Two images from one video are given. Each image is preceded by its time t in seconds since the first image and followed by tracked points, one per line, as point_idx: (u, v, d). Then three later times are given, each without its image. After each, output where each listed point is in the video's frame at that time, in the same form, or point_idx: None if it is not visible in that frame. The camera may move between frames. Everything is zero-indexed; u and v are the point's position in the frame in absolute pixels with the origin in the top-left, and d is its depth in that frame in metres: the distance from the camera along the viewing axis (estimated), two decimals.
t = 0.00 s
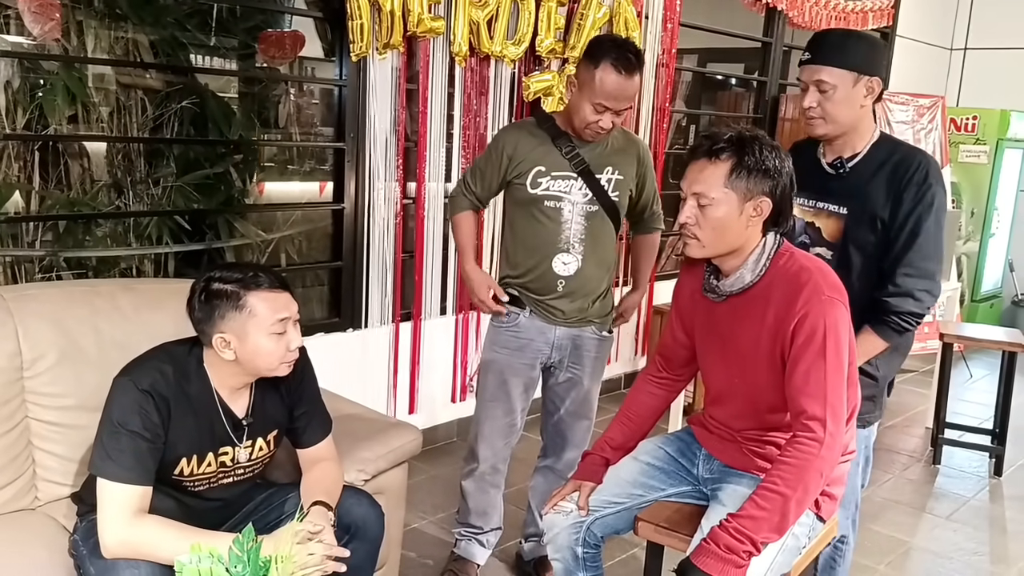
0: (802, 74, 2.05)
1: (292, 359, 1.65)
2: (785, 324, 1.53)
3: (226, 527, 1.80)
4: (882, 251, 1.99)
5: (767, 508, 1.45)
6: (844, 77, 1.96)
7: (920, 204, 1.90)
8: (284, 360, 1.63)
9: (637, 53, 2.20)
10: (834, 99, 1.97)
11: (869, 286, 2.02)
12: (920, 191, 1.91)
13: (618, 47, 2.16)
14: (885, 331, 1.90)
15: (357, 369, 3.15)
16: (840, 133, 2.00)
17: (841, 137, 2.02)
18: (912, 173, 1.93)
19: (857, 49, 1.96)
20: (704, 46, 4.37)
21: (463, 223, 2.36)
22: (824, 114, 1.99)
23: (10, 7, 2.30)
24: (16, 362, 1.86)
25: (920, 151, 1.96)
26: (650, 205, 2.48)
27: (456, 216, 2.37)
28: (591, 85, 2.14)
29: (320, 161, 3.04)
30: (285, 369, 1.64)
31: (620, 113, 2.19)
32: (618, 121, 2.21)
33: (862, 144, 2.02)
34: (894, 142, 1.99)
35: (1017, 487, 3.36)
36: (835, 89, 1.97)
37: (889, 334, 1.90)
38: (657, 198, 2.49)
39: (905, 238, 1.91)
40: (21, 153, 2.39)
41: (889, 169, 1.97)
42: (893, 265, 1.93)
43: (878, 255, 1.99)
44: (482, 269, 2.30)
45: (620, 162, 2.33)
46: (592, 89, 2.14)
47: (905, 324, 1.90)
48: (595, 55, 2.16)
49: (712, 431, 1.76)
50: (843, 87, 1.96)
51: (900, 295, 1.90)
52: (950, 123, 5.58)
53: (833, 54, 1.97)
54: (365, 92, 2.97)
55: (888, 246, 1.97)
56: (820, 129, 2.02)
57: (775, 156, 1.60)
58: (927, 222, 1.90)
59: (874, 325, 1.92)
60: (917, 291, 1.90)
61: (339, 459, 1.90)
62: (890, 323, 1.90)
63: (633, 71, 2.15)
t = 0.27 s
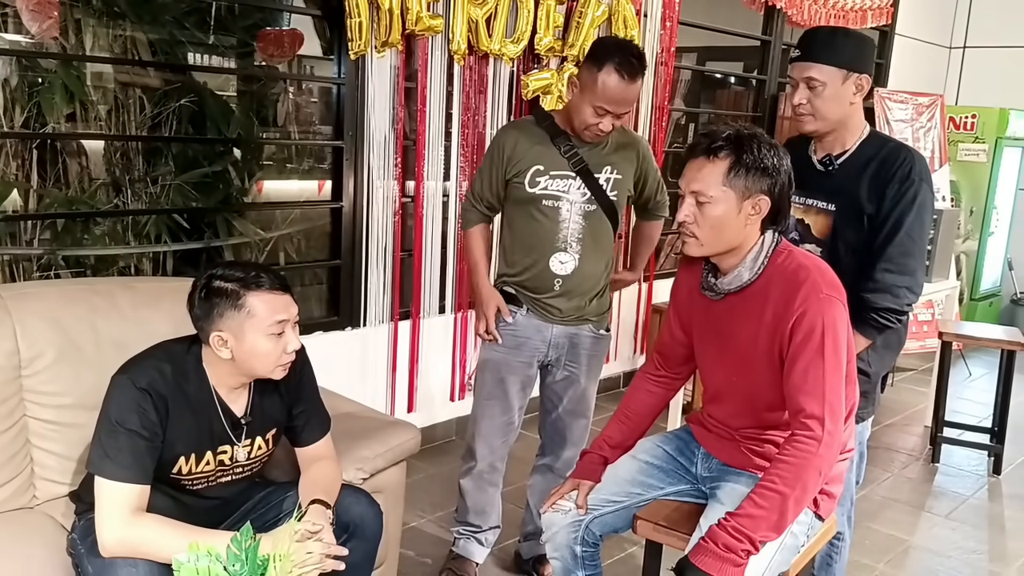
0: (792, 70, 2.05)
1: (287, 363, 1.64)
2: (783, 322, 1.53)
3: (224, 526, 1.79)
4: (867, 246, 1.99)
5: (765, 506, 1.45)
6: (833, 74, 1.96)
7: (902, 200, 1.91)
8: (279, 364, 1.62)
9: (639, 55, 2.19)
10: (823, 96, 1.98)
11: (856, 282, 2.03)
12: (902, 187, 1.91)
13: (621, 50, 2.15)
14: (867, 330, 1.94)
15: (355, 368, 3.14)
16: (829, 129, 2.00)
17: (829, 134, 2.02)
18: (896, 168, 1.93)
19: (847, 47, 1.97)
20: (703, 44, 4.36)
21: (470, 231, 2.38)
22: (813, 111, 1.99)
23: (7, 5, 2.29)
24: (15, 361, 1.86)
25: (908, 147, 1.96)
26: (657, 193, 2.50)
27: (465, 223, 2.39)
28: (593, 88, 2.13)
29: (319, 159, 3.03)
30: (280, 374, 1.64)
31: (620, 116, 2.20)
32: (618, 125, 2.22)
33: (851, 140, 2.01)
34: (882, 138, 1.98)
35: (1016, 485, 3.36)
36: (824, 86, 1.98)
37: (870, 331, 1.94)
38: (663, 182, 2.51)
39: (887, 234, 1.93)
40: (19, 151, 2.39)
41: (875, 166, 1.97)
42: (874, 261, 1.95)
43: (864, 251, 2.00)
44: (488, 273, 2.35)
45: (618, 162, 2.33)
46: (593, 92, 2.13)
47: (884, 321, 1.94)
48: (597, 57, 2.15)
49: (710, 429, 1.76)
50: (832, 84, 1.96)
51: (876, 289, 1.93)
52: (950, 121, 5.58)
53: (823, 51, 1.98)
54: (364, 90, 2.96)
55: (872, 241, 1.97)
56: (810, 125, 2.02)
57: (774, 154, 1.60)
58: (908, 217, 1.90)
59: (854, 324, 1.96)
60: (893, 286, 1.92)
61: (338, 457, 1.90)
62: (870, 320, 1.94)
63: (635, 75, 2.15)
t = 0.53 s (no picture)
0: (785, 70, 2.04)
1: (286, 362, 1.64)
2: (784, 321, 1.53)
3: (224, 525, 1.79)
4: (862, 241, 1.99)
5: (766, 506, 1.45)
6: (826, 73, 1.95)
7: (898, 197, 1.91)
8: (278, 364, 1.62)
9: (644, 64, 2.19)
10: (817, 96, 1.97)
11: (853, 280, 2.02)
12: (899, 184, 1.92)
13: (626, 59, 2.14)
14: (867, 327, 1.94)
15: (355, 367, 3.14)
16: (824, 128, 2.00)
17: (824, 133, 2.02)
18: (893, 165, 1.93)
19: (840, 46, 1.96)
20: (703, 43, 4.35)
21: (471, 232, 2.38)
22: (808, 110, 1.99)
23: (6, 3, 2.29)
24: (14, 360, 1.85)
25: (903, 144, 1.96)
26: (662, 190, 2.51)
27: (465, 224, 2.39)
28: (596, 95, 2.13)
29: (319, 158, 3.02)
30: (279, 372, 1.63)
31: (621, 124, 2.19)
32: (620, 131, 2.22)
33: (846, 137, 2.01)
34: (878, 134, 1.98)
35: (1017, 484, 3.36)
36: (818, 86, 1.97)
37: (870, 329, 1.94)
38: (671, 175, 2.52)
39: (884, 230, 1.93)
40: (18, 150, 2.39)
41: (872, 163, 1.97)
42: (871, 257, 1.95)
43: (861, 248, 1.99)
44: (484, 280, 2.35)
45: (619, 163, 2.33)
46: (596, 99, 2.13)
47: (884, 318, 1.93)
48: (603, 64, 2.14)
49: (710, 429, 1.76)
50: (826, 83, 1.96)
51: (872, 285, 1.93)
52: (950, 120, 5.57)
53: (815, 49, 1.96)
54: (363, 89, 2.96)
55: (868, 238, 1.97)
56: (804, 124, 2.01)
57: (774, 153, 1.60)
58: (905, 213, 1.91)
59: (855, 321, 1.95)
60: (888, 282, 1.92)
61: (338, 457, 1.90)
62: (868, 317, 1.93)
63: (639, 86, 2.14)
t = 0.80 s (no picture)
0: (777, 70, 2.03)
1: (284, 369, 1.63)
2: (783, 320, 1.53)
3: (223, 524, 1.79)
4: (863, 239, 1.99)
5: (764, 505, 1.45)
6: (819, 73, 1.94)
7: (898, 194, 1.91)
8: (276, 370, 1.61)
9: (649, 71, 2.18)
10: (811, 95, 1.96)
11: (853, 277, 2.03)
12: (898, 182, 1.91)
13: (632, 67, 2.14)
14: (887, 329, 1.93)
15: (354, 365, 3.14)
16: (818, 127, 2.00)
17: (818, 132, 2.02)
18: (891, 162, 1.93)
19: (833, 47, 1.95)
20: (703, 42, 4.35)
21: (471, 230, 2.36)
22: (802, 111, 1.98)
23: (5, 1, 2.28)
24: (13, 358, 1.86)
25: (899, 141, 1.96)
26: (663, 190, 2.52)
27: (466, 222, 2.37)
28: (599, 100, 2.13)
29: (318, 157, 3.02)
30: (275, 379, 1.63)
31: (622, 130, 2.21)
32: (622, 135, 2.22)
33: (841, 135, 2.01)
34: (874, 132, 1.99)
35: (1015, 483, 3.36)
36: (811, 85, 1.96)
37: (889, 330, 1.93)
38: (671, 177, 2.53)
39: (887, 228, 1.92)
40: (17, 148, 2.39)
41: (869, 160, 1.97)
42: (879, 257, 1.94)
43: (861, 246, 2.00)
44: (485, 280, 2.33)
45: (620, 164, 2.33)
46: (600, 104, 2.14)
47: (900, 316, 1.93)
48: (609, 70, 2.14)
49: (709, 427, 1.76)
50: (819, 82, 1.95)
51: (886, 286, 1.92)
52: (949, 119, 5.57)
53: (806, 49, 1.96)
54: (362, 87, 2.95)
55: (869, 235, 1.97)
56: (797, 124, 2.01)
57: (772, 152, 1.60)
58: (907, 212, 1.91)
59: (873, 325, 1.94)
60: (902, 280, 1.92)
61: (337, 455, 1.90)
62: (884, 318, 1.93)
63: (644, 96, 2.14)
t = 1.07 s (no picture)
0: (772, 70, 2.02)
1: (289, 371, 1.63)
2: (782, 318, 1.53)
3: (221, 523, 1.79)
4: (868, 236, 1.99)
5: (763, 503, 1.45)
6: (814, 71, 1.94)
7: (903, 192, 1.91)
8: (281, 372, 1.61)
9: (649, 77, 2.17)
10: (807, 95, 1.96)
11: (856, 276, 2.02)
12: (902, 179, 1.92)
13: (633, 71, 2.13)
14: (910, 325, 1.92)
15: (353, 364, 3.14)
16: (815, 126, 2.00)
17: (814, 131, 2.02)
18: (892, 160, 1.93)
19: (828, 45, 1.94)
20: (702, 40, 4.35)
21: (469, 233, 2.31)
22: (798, 110, 1.98)
23: None
24: (11, 357, 1.85)
25: (896, 139, 1.97)
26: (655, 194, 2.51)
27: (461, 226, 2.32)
28: (598, 103, 2.13)
29: (317, 155, 3.01)
30: (279, 381, 1.62)
31: (621, 132, 2.21)
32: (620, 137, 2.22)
33: (839, 133, 2.01)
34: (872, 130, 1.99)
35: (1013, 481, 3.37)
36: (807, 84, 1.95)
37: (910, 326, 1.92)
38: (663, 182, 2.52)
39: (896, 225, 1.92)
40: (15, 146, 2.39)
41: (868, 158, 1.97)
42: (891, 255, 1.93)
43: (865, 244, 1.99)
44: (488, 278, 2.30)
45: (615, 164, 2.34)
46: (600, 108, 2.13)
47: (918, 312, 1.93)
48: (609, 73, 2.12)
49: (709, 426, 1.76)
50: (814, 81, 1.94)
51: (905, 285, 1.91)
52: (948, 117, 5.57)
53: (802, 46, 1.95)
54: (361, 85, 2.95)
55: (874, 233, 1.97)
56: (794, 124, 2.01)
57: (771, 150, 1.60)
58: (913, 209, 1.91)
59: (895, 323, 1.94)
60: (919, 277, 1.91)
61: (336, 454, 1.90)
62: (906, 315, 1.92)
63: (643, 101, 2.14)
